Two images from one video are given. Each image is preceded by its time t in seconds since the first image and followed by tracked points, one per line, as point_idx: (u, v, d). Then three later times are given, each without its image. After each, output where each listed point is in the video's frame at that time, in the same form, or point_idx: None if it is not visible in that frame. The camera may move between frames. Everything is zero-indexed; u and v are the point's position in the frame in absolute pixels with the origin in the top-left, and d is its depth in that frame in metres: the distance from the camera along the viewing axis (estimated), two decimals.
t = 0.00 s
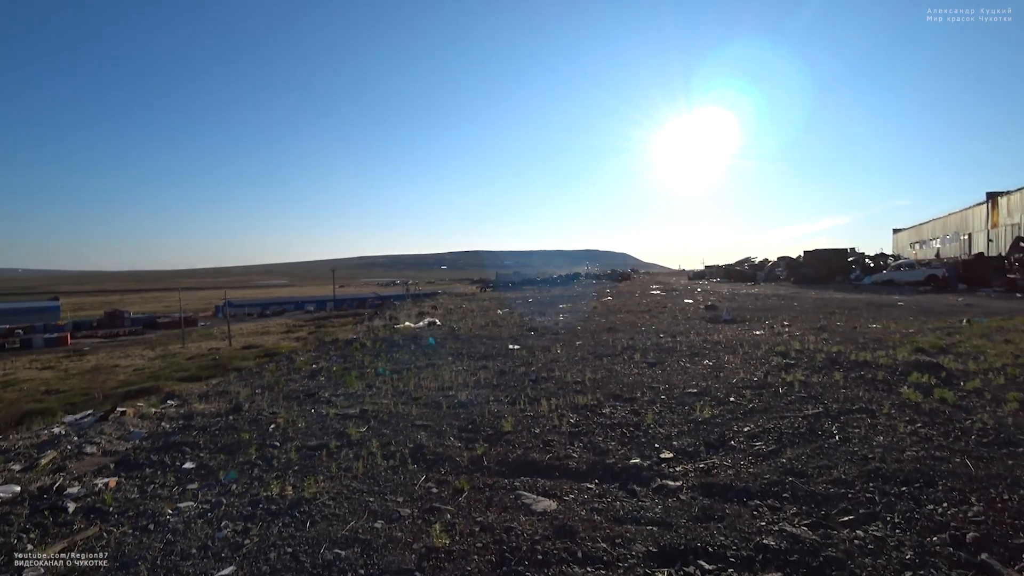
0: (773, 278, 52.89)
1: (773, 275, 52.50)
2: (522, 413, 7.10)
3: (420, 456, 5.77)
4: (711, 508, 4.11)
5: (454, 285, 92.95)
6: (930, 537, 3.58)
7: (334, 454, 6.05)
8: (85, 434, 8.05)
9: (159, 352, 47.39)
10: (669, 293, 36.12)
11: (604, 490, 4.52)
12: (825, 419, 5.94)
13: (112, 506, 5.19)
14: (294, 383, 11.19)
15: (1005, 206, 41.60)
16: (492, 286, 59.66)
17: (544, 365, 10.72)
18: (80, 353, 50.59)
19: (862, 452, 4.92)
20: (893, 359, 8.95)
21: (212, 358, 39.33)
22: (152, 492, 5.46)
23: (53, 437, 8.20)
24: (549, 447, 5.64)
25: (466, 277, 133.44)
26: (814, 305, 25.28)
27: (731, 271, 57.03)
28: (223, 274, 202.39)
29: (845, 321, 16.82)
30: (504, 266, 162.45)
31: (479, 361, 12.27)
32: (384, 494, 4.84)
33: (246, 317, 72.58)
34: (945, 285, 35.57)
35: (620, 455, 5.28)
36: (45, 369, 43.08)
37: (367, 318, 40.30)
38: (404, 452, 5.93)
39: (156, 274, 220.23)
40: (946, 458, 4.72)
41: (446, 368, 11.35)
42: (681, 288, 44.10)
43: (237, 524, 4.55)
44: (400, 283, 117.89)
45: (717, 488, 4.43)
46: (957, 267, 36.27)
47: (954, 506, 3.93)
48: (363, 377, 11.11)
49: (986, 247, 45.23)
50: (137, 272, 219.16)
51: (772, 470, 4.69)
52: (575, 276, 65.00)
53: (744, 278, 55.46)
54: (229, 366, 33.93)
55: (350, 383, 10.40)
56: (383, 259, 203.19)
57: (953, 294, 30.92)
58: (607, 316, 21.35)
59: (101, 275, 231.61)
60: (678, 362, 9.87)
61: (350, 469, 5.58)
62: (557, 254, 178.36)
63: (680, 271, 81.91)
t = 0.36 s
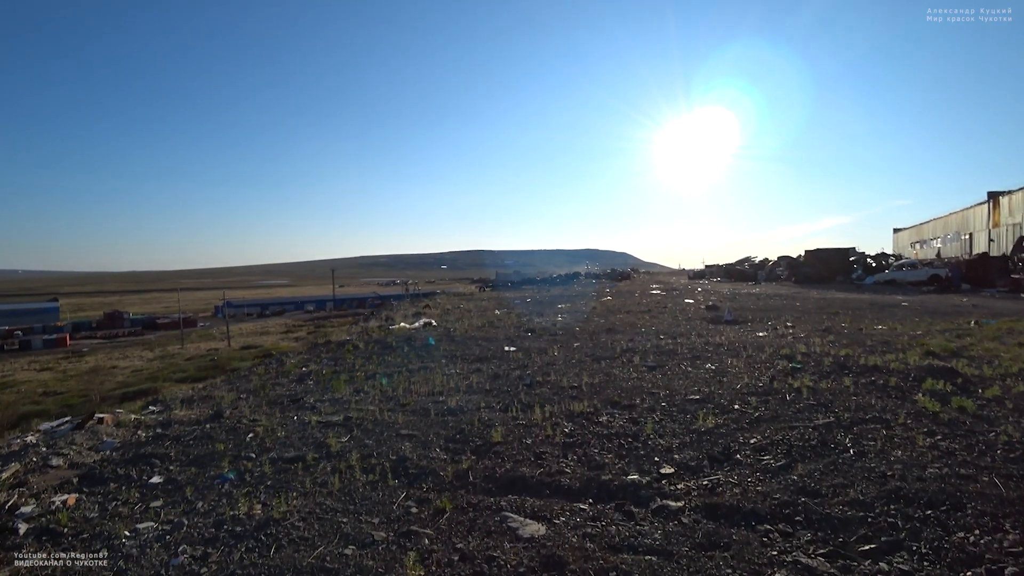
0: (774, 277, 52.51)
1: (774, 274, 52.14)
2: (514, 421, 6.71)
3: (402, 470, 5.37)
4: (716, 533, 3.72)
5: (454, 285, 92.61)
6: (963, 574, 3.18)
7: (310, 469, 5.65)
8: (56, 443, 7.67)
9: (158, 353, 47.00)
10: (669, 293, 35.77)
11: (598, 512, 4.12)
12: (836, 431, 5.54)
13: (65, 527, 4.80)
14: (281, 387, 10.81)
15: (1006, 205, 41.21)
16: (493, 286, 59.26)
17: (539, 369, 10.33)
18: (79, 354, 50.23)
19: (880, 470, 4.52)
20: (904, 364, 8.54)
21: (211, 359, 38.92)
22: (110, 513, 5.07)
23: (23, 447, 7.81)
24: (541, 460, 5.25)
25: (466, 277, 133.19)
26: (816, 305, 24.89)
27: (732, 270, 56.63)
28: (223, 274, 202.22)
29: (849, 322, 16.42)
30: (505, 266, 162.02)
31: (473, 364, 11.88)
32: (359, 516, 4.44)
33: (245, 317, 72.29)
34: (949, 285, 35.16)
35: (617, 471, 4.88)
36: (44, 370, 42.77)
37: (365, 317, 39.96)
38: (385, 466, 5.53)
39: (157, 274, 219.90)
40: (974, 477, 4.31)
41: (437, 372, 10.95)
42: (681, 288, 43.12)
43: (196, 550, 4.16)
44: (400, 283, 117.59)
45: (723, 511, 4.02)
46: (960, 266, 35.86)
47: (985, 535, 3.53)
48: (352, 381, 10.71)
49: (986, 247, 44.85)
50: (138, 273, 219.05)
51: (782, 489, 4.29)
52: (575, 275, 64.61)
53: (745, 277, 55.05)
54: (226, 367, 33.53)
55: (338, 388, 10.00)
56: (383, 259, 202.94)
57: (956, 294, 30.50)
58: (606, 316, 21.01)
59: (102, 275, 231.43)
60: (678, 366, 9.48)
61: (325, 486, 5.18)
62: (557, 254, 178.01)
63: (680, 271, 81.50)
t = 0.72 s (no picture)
0: (775, 276, 51.96)
1: (775, 273, 51.60)
2: (501, 430, 6.17)
3: (373, 486, 4.84)
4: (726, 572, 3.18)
5: (454, 283, 92.15)
6: None
7: (273, 484, 5.11)
8: (12, 449, 7.14)
9: (154, 351, 46.44)
10: (670, 292, 35.29)
11: (589, 541, 3.59)
12: (856, 444, 5.01)
13: None
14: (262, 389, 10.27)
15: (1009, 204, 40.65)
16: (492, 284, 58.72)
17: (532, 371, 9.78)
18: (76, 352, 49.70)
19: (910, 493, 3.99)
20: (921, 367, 7.99)
21: (207, 357, 38.38)
22: (45, 534, 4.56)
23: None
24: (527, 475, 4.72)
25: (466, 275, 132.78)
26: (820, 305, 24.35)
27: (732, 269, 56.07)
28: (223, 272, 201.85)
29: (855, 322, 15.87)
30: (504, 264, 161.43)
31: (465, 364, 11.34)
32: (317, 543, 3.93)
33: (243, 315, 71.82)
34: (953, 285, 34.61)
35: (612, 490, 4.35)
36: (40, 367, 42.32)
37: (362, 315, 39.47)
38: (354, 481, 4.99)
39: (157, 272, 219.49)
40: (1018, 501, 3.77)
41: (425, 374, 10.39)
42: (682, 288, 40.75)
43: None
44: (400, 281, 117.15)
45: (732, 543, 3.49)
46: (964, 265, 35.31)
47: None
48: (335, 383, 10.15)
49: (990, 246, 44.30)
50: (138, 270, 218.67)
51: (798, 516, 3.77)
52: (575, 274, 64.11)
53: (746, 276, 54.48)
54: (220, 366, 32.96)
55: (320, 390, 9.45)
56: (383, 258, 202.41)
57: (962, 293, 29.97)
58: (605, 315, 20.50)
59: (102, 273, 230.93)
60: (680, 369, 8.94)
61: (286, 504, 4.65)
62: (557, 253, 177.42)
63: (680, 270, 81.05)
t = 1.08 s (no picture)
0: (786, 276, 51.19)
1: (786, 272, 50.84)
2: (499, 444, 5.70)
3: (355, 511, 4.38)
4: None
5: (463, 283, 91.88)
6: None
7: (247, 507, 4.66)
8: None
9: (163, 349, 46.27)
10: (679, 292, 34.71)
11: None
12: (892, 470, 4.53)
13: None
14: (254, 395, 9.84)
15: None
16: (501, 283, 58.21)
17: (535, 376, 9.29)
18: (86, 350, 49.75)
19: (961, 532, 3.51)
20: (952, 376, 7.45)
21: (216, 356, 38.13)
22: None
23: None
24: (524, 502, 4.27)
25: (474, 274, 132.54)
26: (833, 305, 23.76)
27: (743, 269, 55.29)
28: (234, 271, 202.82)
29: (873, 325, 15.27)
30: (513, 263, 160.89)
31: (466, 369, 10.87)
32: None
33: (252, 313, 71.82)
34: (970, 285, 33.84)
35: (619, 522, 3.90)
36: (51, 365, 42.36)
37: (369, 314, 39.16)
38: (334, 504, 4.54)
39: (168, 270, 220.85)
40: None
41: (424, 379, 9.90)
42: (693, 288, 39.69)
43: None
44: (408, 280, 117.05)
45: None
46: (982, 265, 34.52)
47: None
48: (329, 389, 9.68)
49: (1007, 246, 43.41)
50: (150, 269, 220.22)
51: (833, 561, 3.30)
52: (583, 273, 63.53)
53: (757, 275, 53.70)
54: (226, 366, 32.67)
55: (313, 397, 9.00)
56: (392, 257, 202.61)
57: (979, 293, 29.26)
58: (613, 316, 20.00)
59: (114, 271, 232.70)
60: (692, 376, 8.43)
61: (257, 531, 4.20)
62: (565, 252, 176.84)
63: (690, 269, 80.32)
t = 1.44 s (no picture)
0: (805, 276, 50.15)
1: (804, 272, 49.81)
2: (506, 462, 5.19)
3: (342, 542, 3.91)
4: None
5: (477, 282, 91.52)
6: None
7: (223, 534, 4.19)
8: None
9: (179, 346, 46.32)
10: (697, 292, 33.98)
11: None
12: (953, 502, 3.97)
13: None
14: (252, 400, 9.39)
15: None
16: (516, 282, 57.68)
17: (547, 382, 8.77)
18: (103, 347, 49.99)
19: None
20: (1001, 387, 6.82)
21: (230, 354, 38.02)
22: None
23: None
24: (531, 535, 3.80)
25: (489, 274, 132.18)
26: (857, 308, 22.98)
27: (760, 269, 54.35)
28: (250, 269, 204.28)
29: (902, 329, 14.57)
30: (527, 263, 160.27)
31: (474, 373, 10.35)
32: None
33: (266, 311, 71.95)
34: (997, 286, 32.75)
35: (639, 564, 3.40)
36: (69, 361, 42.54)
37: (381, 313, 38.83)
38: (319, 531, 4.06)
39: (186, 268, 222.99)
40: None
41: (430, 384, 9.41)
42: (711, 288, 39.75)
43: None
44: (423, 280, 116.91)
45: None
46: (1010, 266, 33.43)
47: None
48: (331, 394, 9.22)
49: None
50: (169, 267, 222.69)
51: None
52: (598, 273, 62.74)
53: (774, 276, 52.74)
54: (238, 364, 32.41)
55: (311, 404, 8.53)
56: (406, 256, 202.90)
57: (1009, 295, 28.17)
58: (628, 317, 19.40)
59: (134, 269, 235.66)
60: (715, 385, 7.87)
61: (231, 565, 3.74)
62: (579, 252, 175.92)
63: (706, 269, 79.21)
